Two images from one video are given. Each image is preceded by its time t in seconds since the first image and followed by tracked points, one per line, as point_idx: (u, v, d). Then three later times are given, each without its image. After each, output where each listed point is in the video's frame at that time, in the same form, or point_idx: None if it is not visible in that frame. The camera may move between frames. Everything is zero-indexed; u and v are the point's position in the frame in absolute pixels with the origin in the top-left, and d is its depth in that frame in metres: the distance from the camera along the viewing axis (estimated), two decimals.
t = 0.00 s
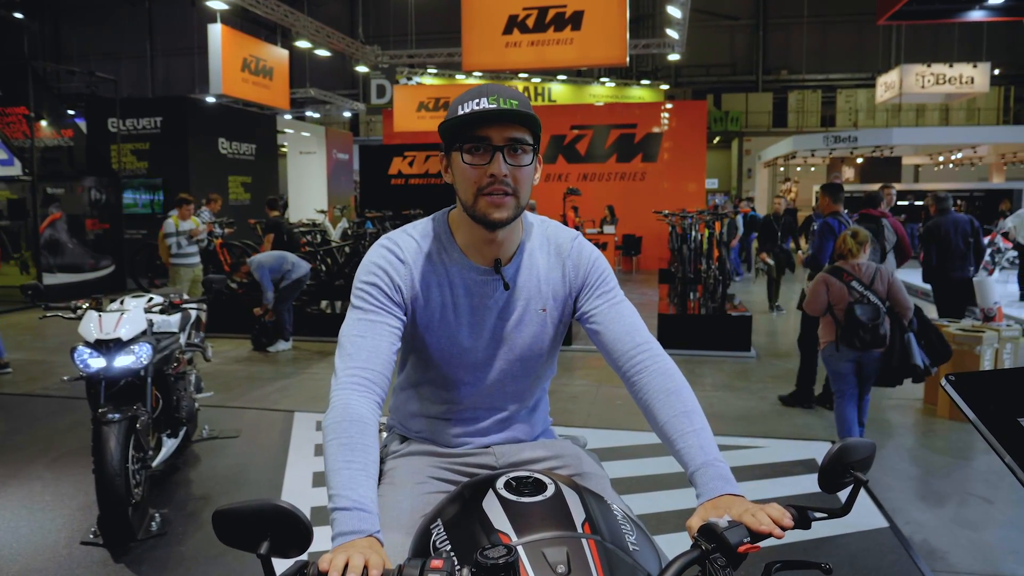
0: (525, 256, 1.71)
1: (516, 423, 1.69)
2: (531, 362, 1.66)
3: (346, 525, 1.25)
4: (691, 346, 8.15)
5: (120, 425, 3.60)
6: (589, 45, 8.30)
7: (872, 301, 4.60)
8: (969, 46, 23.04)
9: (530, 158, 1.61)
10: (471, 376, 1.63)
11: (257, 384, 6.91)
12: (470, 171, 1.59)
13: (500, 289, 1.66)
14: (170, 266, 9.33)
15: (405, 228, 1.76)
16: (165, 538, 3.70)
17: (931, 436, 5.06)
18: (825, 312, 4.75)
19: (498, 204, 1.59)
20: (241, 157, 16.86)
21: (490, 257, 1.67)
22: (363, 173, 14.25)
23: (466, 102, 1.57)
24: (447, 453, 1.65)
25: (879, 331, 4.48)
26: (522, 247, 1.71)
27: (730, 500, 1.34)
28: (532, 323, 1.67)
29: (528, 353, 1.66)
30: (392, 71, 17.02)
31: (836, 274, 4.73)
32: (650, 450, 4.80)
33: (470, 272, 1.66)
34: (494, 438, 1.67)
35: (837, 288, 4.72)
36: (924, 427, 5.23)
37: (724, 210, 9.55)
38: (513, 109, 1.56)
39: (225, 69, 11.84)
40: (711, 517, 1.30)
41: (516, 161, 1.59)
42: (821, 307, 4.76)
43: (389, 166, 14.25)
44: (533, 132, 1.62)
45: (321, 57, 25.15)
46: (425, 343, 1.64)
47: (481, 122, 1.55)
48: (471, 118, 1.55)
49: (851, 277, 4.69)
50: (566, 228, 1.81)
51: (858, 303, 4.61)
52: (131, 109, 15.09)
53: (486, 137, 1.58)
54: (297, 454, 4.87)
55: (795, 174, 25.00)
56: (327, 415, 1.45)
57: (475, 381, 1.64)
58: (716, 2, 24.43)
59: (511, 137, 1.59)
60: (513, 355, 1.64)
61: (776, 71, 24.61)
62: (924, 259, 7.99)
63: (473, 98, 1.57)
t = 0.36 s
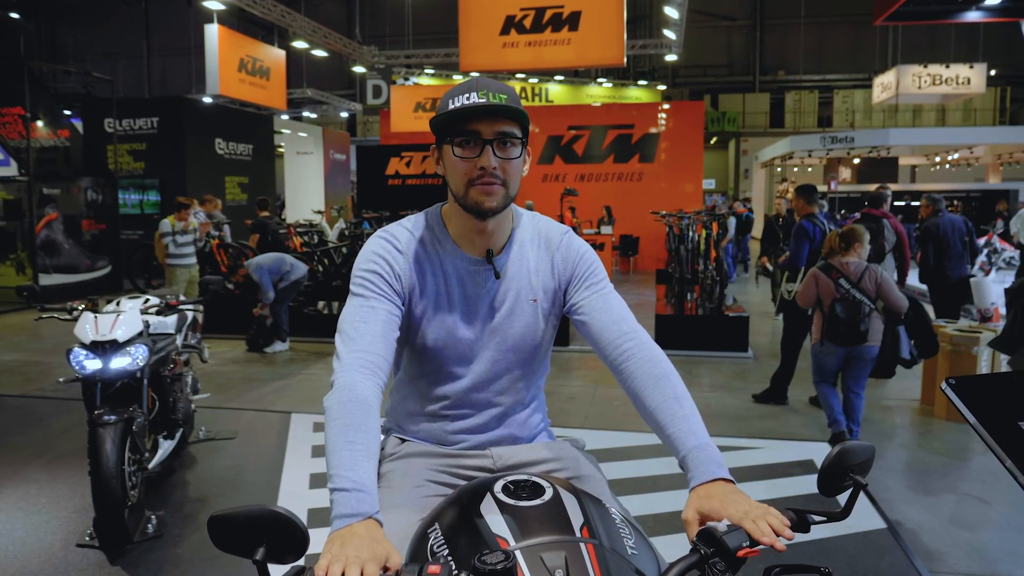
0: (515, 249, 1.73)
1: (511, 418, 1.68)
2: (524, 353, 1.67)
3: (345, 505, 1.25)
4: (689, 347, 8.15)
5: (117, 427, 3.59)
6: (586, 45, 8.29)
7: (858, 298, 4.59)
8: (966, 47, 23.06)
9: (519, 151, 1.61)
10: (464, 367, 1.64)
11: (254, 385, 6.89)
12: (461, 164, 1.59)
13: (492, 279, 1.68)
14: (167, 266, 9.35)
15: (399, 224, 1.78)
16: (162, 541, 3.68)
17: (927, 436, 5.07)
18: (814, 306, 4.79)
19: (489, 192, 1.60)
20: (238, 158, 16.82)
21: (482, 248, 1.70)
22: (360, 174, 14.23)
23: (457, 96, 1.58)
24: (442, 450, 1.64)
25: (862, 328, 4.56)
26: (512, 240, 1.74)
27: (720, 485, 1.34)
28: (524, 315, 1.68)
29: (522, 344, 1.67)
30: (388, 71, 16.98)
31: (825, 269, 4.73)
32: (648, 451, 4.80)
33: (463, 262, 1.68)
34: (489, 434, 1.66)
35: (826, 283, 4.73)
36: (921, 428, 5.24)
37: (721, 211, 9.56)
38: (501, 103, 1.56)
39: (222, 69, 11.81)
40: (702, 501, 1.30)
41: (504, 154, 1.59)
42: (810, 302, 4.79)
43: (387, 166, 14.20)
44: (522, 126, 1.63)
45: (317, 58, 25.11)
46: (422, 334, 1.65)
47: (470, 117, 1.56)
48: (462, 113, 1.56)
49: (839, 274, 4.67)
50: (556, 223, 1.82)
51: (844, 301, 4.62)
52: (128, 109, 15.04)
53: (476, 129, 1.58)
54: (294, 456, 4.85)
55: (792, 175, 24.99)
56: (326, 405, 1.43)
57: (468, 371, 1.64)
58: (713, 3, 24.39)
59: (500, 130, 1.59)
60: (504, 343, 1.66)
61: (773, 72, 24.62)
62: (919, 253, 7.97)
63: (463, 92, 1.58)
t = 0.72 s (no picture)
0: (513, 254, 1.75)
1: (506, 422, 1.67)
2: (519, 357, 1.67)
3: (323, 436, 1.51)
4: (686, 348, 8.15)
5: (112, 429, 3.57)
6: (583, 45, 8.29)
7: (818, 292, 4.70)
8: (961, 48, 23.15)
9: (515, 150, 1.61)
10: (461, 370, 1.63)
11: (250, 386, 6.87)
12: (458, 163, 1.59)
13: (489, 280, 1.69)
14: (162, 267, 9.32)
15: (394, 229, 1.79)
16: (157, 543, 3.66)
17: (924, 437, 5.07)
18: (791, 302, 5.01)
19: (484, 190, 1.59)
20: (234, 158, 16.78)
21: (478, 251, 1.71)
22: (357, 174, 14.21)
23: (455, 97, 1.57)
24: (437, 453, 1.63)
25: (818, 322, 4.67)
26: (510, 244, 1.76)
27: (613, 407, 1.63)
28: (520, 318, 1.68)
29: (519, 346, 1.67)
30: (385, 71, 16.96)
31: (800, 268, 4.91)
32: (644, 452, 4.80)
33: (461, 265, 1.69)
34: (486, 439, 1.65)
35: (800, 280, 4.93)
36: (916, 429, 5.25)
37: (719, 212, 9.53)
38: (497, 103, 1.56)
39: (218, 69, 11.77)
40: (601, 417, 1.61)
41: (502, 153, 1.59)
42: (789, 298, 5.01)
43: (383, 166, 14.19)
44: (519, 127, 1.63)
45: (313, 58, 25.07)
46: (412, 340, 1.64)
47: (468, 119, 1.55)
48: (458, 113, 1.55)
49: (807, 271, 4.84)
50: (554, 234, 1.86)
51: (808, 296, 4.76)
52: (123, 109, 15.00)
53: (473, 129, 1.58)
54: (290, 457, 4.83)
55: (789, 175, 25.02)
56: (297, 379, 1.67)
57: (465, 376, 1.63)
58: (709, 3, 24.41)
59: (496, 129, 1.59)
60: (501, 345, 1.66)
61: (769, 73, 24.67)
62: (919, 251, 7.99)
63: (461, 93, 1.57)
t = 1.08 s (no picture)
0: (512, 257, 1.75)
1: (504, 426, 1.67)
2: (518, 359, 1.67)
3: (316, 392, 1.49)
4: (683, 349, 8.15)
5: (108, 433, 3.56)
6: (580, 46, 8.29)
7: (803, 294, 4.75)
8: (957, 49, 23.27)
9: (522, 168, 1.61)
10: (460, 374, 1.64)
11: (246, 387, 6.85)
12: (467, 182, 1.58)
13: (488, 283, 1.70)
14: (159, 269, 9.29)
15: (391, 233, 1.79)
16: (153, 547, 3.65)
17: (922, 438, 5.07)
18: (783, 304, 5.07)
19: (491, 211, 1.60)
20: (231, 159, 16.75)
21: (477, 253, 1.71)
22: (354, 175, 14.20)
23: (464, 109, 1.56)
24: (436, 457, 1.61)
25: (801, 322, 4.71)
26: (509, 247, 1.76)
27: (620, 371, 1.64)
28: (520, 322, 1.69)
29: (517, 350, 1.67)
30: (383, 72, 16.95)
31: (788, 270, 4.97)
32: (642, 454, 4.79)
33: (460, 269, 1.69)
34: (484, 441, 1.63)
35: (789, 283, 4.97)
36: (914, 430, 5.25)
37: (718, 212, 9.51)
38: (507, 120, 1.56)
39: (214, 69, 11.75)
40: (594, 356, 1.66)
41: (510, 173, 1.59)
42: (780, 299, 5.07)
43: (381, 167, 14.22)
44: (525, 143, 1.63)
45: (310, 58, 25.07)
46: (411, 341, 1.63)
47: (480, 135, 1.54)
48: (469, 131, 1.54)
49: (795, 273, 4.89)
50: (550, 236, 1.87)
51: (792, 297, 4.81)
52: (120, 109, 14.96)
53: (486, 149, 1.57)
54: (287, 460, 4.82)
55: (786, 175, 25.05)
56: (288, 375, 1.58)
57: (464, 380, 1.63)
58: (706, 4, 24.47)
59: (507, 149, 1.58)
60: (501, 349, 1.66)
61: (766, 73, 24.73)
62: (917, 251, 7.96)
63: (472, 107, 1.56)
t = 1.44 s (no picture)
0: (513, 259, 1.75)
1: (506, 430, 1.66)
2: (520, 361, 1.66)
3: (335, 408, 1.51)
4: (682, 349, 8.15)
5: (106, 434, 3.54)
6: (579, 46, 8.28)
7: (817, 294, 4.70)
8: (955, 49, 23.30)
9: (520, 163, 1.61)
10: (463, 375, 1.62)
11: (245, 388, 6.84)
12: (462, 172, 1.58)
13: (490, 285, 1.69)
14: (156, 269, 9.27)
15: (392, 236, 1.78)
16: (152, 549, 3.63)
17: (921, 439, 5.06)
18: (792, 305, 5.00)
19: (488, 203, 1.59)
20: (229, 158, 16.73)
21: (478, 254, 1.71)
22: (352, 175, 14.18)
23: (460, 104, 1.56)
24: (438, 461, 1.60)
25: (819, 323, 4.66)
26: (510, 249, 1.76)
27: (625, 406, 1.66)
28: (523, 324, 1.68)
29: (519, 351, 1.66)
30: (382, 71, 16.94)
31: (797, 271, 4.91)
32: (642, 455, 4.78)
33: (460, 270, 1.69)
34: (486, 445, 1.63)
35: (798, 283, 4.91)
36: (913, 430, 5.25)
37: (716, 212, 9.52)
38: (504, 112, 1.55)
39: (212, 69, 11.72)
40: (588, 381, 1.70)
41: (506, 165, 1.59)
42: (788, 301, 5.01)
43: (379, 167, 14.23)
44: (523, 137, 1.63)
45: (308, 58, 25.04)
46: (413, 345, 1.62)
47: (476, 128, 1.54)
48: (465, 123, 1.54)
49: (805, 274, 4.83)
50: (552, 238, 1.86)
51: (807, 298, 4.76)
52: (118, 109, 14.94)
53: (480, 139, 1.57)
54: (286, 461, 4.81)
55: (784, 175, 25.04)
56: (297, 385, 1.60)
57: (467, 383, 1.62)
58: (704, 4, 24.45)
59: (503, 141, 1.58)
60: (504, 350, 1.65)
61: (764, 73, 24.62)
62: (910, 250, 7.98)
63: (467, 101, 1.56)
